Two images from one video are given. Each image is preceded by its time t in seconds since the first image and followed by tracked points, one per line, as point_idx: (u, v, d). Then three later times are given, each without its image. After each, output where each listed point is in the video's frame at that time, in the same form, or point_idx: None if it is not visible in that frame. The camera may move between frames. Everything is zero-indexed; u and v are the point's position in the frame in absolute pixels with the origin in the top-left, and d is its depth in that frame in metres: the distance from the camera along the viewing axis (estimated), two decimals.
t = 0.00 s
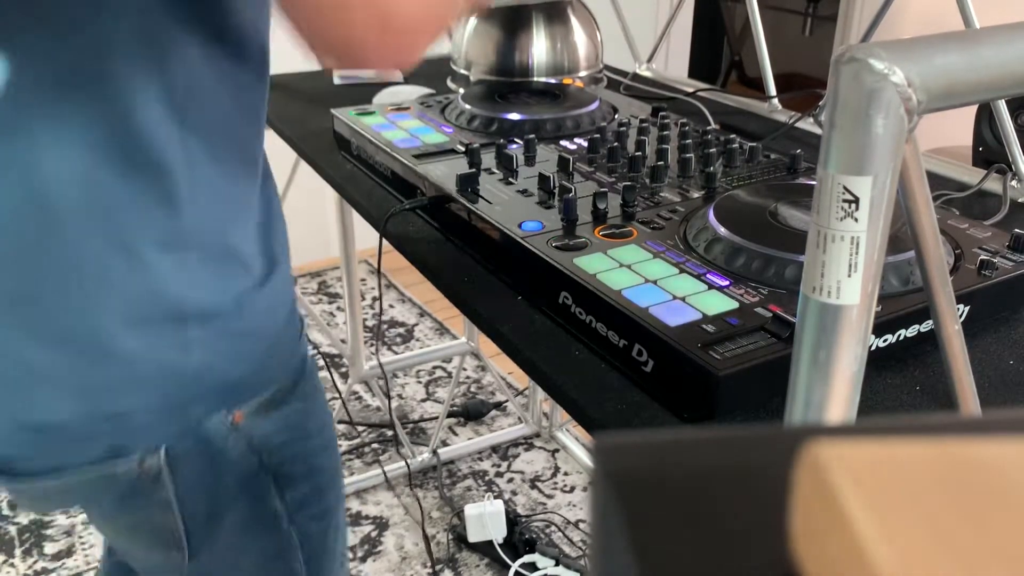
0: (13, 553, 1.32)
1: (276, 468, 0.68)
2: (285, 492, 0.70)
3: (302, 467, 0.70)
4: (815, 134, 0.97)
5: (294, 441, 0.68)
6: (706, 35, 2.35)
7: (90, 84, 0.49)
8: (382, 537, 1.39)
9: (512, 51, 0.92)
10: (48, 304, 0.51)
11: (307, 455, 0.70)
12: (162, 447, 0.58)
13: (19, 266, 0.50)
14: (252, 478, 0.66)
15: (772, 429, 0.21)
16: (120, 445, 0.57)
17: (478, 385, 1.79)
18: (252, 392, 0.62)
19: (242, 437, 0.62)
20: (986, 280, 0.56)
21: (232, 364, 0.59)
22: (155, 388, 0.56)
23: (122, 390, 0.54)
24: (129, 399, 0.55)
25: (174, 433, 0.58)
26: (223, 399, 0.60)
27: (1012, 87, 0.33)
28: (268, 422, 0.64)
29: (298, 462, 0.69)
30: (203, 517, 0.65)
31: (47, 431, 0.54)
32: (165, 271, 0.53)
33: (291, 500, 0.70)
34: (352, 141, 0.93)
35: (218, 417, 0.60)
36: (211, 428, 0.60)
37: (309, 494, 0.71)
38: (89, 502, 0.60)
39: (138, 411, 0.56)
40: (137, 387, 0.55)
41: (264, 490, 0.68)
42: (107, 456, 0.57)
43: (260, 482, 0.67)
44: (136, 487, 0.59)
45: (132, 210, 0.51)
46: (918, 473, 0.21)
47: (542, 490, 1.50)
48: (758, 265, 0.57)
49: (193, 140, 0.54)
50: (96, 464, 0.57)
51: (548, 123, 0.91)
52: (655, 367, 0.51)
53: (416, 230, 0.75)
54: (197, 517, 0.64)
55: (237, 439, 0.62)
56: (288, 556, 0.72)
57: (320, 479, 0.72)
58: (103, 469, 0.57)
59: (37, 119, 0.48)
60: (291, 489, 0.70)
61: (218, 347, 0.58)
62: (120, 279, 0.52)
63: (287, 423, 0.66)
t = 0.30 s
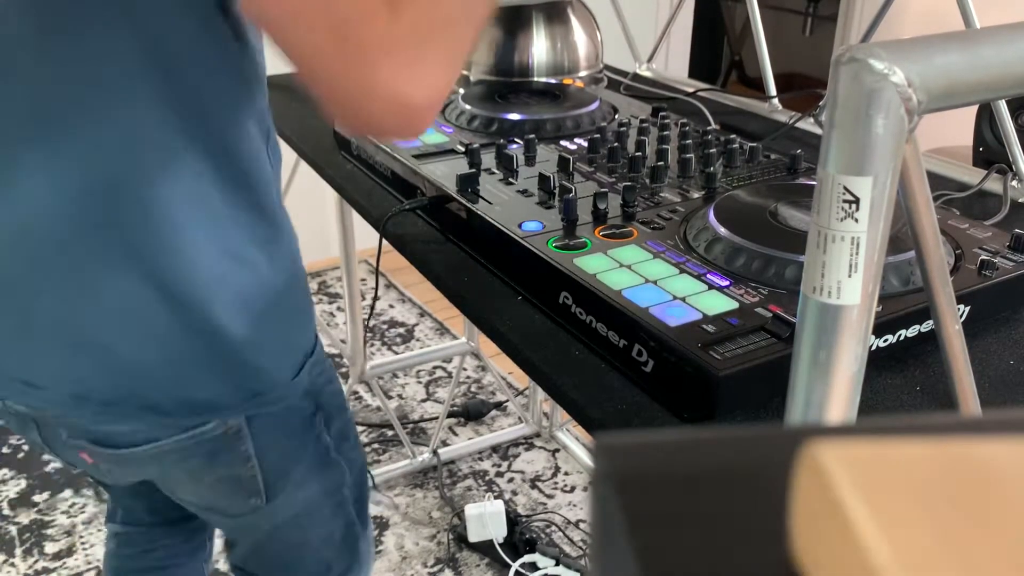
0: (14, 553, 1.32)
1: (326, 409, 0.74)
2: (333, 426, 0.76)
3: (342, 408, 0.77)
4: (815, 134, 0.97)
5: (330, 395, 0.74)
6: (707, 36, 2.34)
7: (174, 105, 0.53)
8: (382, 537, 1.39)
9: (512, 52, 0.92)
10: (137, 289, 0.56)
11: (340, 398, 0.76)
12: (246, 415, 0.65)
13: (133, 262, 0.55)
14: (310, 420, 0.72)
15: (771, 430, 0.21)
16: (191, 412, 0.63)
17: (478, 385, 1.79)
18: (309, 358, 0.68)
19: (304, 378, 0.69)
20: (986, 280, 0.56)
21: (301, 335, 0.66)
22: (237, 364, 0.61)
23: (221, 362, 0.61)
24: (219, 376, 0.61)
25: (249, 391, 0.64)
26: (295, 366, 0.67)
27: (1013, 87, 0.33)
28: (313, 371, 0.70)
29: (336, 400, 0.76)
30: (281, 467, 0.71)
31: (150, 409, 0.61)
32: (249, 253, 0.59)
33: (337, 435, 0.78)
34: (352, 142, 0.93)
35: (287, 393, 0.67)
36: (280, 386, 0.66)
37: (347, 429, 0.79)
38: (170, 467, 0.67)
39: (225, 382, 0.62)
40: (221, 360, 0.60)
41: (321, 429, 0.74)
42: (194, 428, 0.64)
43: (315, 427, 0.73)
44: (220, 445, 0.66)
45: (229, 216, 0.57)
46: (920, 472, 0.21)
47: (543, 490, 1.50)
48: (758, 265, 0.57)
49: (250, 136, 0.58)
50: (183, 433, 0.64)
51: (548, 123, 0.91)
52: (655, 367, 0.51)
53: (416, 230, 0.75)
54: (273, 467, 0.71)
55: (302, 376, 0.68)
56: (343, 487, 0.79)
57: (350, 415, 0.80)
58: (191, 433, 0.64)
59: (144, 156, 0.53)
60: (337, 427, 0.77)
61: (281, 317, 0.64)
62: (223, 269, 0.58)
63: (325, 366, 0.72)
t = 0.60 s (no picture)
0: (14, 553, 1.32)
1: (241, 420, 0.65)
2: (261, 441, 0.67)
3: (275, 420, 0.67)
4: (815, 134, 0.97)
5: (255, 400, 0.65)
6: (707, 36, 2.34)
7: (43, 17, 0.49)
8: (382, 537, 1.39)
9: (511, 50, 0.92)
10: None
11: (278, 405, 0.67)
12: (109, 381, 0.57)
13: None
14: (211, 424, 0.63)
15: (773, 430, 0.21)
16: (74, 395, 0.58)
17: (478, 385, 1.79)
18: (214, 340, 0.60)
19: (196, 380, 0.60)
20: (986, 280, 0.56)
21: (207, 313, 0.59)
22: (108, 311, 0.55)
23: (86, 308, 0.55)
24: (88, 324, 0.55)
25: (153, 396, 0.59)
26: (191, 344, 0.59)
27: (1013, 87, 0.33)
28: (228, 366, 0.62)
29: (269, 410, 0.66)
30: (159, 460, 0.63)
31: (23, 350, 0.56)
32: (121, 198, 0.53)
33: (266, 451, 0.68)
34: (352, 142, 0.93)
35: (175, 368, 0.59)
36: (166, 359, 0.59)
37: (287, 444, 0.69)
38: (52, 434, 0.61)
39: (88, 332, 0.55)
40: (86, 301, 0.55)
41: (230, 438, 0.65)
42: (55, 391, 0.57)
43: (223, 433, 0.64)
44: (84, 420, 0.59)
45: (93, 147, 0.52)
46: (919, 471, 0.21)
47: (543, 490, 1.50)
48: (758, 265, 0.57)
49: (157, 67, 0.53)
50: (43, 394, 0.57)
51: (548, 123, 0.91)
52: (655, 367, 0.51)
53: (416, 230, 0.75)
54: (151, 467, 0.63)
55: (189, 380, 0.60)
56: (277, 504, 0.70)
57: (299, 428, 0.70)
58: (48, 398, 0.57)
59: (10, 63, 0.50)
60: (263, 440, 0.67)
61: (168, 282, 0.57)
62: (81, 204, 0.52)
63: (253, 365, 0.64)
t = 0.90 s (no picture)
0: (14, 553, 1.32)
1: (291, 500, 0.69)
2: (310, 519, 0.71)
3: (322, 499, 0.71)
4: (815, 134, 0.97)
5: (302, 481, 0.69)
6: (707, 36, 2.34)
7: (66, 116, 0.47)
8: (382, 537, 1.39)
9: (513, 51, 0.92)
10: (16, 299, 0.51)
11: (322, 485, 0.71)
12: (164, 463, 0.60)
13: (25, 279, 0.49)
14: (261, 505, 0.68)
15: (773, 429, 0.21)
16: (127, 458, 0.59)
17: (478, 385, 1.80)
18: (258, 417, 0.63)
19: (248, 463, 0.64)
20: (986, 280, 0.56)
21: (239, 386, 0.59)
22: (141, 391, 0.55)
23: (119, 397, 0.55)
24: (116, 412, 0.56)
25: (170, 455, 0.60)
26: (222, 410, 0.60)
27: (1013, 87, 0.33)
28: (276, 451, 0.65)
29: (316, 490, 0.71)
30: (216, 530, 0.68)
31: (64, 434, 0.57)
32: (131, 272, 0.51)
33: (314, 528, 0.72)
34: (352, 142, 0.93)
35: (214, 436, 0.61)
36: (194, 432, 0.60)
37: (336, 522, 0.73)
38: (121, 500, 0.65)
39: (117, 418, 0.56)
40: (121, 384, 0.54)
41: (280, 517, 0.69)
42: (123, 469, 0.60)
43: (275, 514, 0.69)
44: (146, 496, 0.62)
45: (122, 244, 0.50)
46: (919, 471, 0.21)
47: (543, 490, 1.50)
48: (758, 266, 0.57)
49: (169, 153, 0.50)
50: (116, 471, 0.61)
51: (548, 123, 0.91)
52: (655, 368, 0.50)
53: (416, 230, 0.75)
54: (210, 529, 0.67)
55: (242, 464, 0.63)
56: None
57: (348, 506, 0.73)
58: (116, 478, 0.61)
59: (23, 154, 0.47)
60: (311, 519, 0.72)
61: (200, 359, 0.56)
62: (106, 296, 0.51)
63: (306, 448, 0.68)
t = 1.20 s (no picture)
0: (14, 553, 1.32)
1: (303, 400, 0.71)
2: (306, 421, 0.72)
3: (320, 401, 0.73)
4: (815, 134, 0.97)
5: (310, 383, 0.70)
6: (707, 36, 2.35)
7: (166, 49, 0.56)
8: (382, 537, 1.39)
9: (512, 50, 0.92)
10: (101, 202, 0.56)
11: (324, 386, 0.72)
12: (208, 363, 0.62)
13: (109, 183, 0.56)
14: (280, 406, 0.69)
15: (773, 430, 0.21)
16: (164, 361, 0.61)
17: (478, 385, 1.80)
18: (284, 322, 0.66)
19: (279, 363, 0.66)
20: (986, 280, 0.56)
21: (282, 289, 0.65)
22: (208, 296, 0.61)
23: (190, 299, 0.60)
24: (176, 318, 0.60)
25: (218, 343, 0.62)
26: (274, 316, 0.65)
27: (1013, 87, 0.33)
28: (302, 349, 0.68)
29: (317, 392, 0.72)
30: (235, 434, 0.68)
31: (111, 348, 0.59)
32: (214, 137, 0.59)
33: (308, 431, 0.73)
34: (352, 142, 0.93)
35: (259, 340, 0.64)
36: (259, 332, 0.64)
37: (321, 427, 0.74)
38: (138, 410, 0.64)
39: (177, 322, 0.60)
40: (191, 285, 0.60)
41: (288, 416, 0.70)
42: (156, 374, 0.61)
43: (285, 413, 0.69)
44: (179, 400, 0.63)
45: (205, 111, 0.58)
46: (920, 472, 0.21)
47: (543, 490, 1.50)
48: (758, 265, 0.57)
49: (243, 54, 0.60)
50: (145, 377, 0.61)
51: (548, 123, 0.91)
52: (655, 368, 0.50)
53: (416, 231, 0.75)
54: (227, 438, 0.67)
55: (274, 363, 0.66)
56: (299, 486, 0.74)
57: (332, 414, 0.75)
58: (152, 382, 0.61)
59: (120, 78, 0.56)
60: (308, 420, 0.73)
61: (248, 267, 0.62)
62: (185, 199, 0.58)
63: (319, 353, 0.71)
